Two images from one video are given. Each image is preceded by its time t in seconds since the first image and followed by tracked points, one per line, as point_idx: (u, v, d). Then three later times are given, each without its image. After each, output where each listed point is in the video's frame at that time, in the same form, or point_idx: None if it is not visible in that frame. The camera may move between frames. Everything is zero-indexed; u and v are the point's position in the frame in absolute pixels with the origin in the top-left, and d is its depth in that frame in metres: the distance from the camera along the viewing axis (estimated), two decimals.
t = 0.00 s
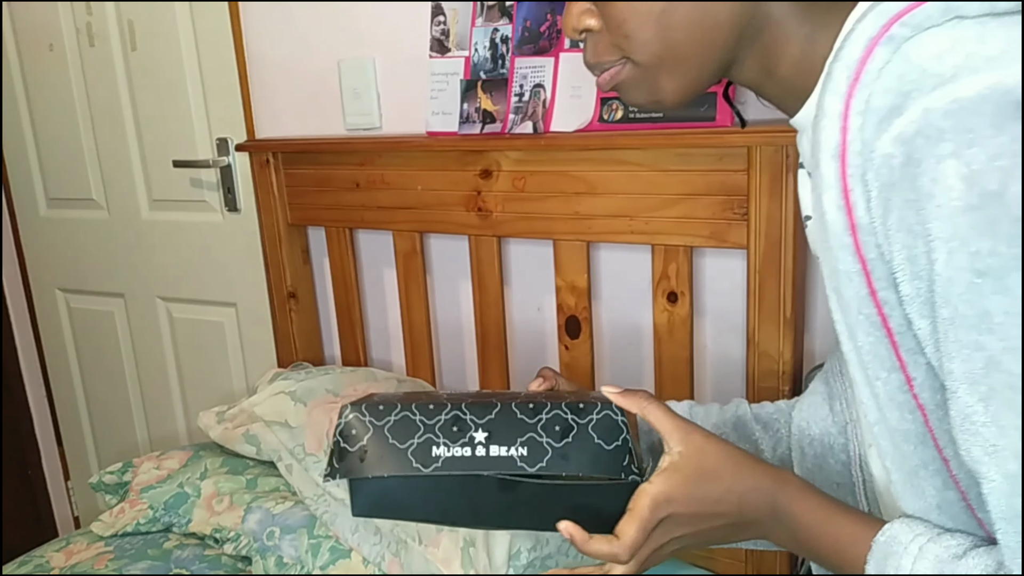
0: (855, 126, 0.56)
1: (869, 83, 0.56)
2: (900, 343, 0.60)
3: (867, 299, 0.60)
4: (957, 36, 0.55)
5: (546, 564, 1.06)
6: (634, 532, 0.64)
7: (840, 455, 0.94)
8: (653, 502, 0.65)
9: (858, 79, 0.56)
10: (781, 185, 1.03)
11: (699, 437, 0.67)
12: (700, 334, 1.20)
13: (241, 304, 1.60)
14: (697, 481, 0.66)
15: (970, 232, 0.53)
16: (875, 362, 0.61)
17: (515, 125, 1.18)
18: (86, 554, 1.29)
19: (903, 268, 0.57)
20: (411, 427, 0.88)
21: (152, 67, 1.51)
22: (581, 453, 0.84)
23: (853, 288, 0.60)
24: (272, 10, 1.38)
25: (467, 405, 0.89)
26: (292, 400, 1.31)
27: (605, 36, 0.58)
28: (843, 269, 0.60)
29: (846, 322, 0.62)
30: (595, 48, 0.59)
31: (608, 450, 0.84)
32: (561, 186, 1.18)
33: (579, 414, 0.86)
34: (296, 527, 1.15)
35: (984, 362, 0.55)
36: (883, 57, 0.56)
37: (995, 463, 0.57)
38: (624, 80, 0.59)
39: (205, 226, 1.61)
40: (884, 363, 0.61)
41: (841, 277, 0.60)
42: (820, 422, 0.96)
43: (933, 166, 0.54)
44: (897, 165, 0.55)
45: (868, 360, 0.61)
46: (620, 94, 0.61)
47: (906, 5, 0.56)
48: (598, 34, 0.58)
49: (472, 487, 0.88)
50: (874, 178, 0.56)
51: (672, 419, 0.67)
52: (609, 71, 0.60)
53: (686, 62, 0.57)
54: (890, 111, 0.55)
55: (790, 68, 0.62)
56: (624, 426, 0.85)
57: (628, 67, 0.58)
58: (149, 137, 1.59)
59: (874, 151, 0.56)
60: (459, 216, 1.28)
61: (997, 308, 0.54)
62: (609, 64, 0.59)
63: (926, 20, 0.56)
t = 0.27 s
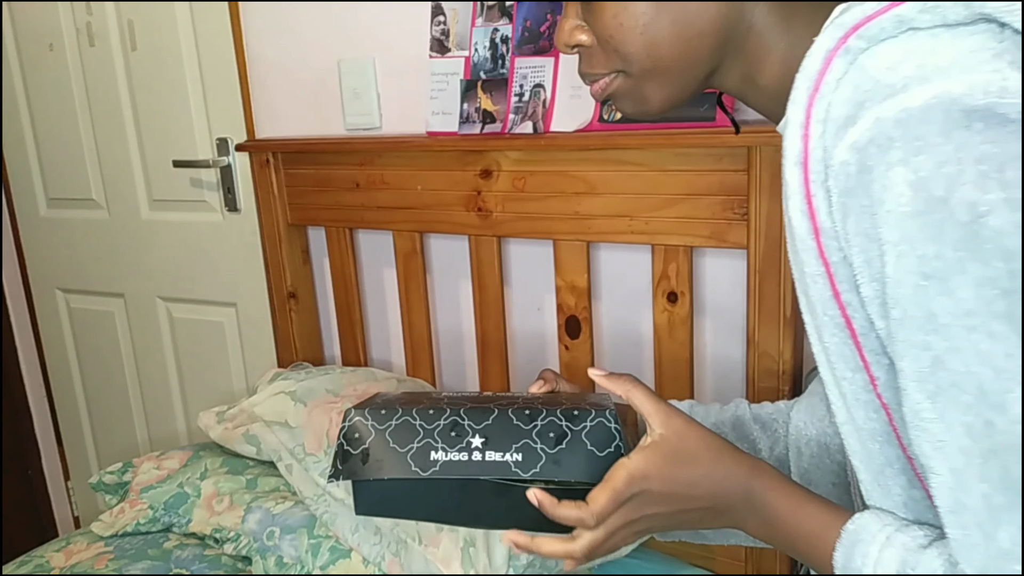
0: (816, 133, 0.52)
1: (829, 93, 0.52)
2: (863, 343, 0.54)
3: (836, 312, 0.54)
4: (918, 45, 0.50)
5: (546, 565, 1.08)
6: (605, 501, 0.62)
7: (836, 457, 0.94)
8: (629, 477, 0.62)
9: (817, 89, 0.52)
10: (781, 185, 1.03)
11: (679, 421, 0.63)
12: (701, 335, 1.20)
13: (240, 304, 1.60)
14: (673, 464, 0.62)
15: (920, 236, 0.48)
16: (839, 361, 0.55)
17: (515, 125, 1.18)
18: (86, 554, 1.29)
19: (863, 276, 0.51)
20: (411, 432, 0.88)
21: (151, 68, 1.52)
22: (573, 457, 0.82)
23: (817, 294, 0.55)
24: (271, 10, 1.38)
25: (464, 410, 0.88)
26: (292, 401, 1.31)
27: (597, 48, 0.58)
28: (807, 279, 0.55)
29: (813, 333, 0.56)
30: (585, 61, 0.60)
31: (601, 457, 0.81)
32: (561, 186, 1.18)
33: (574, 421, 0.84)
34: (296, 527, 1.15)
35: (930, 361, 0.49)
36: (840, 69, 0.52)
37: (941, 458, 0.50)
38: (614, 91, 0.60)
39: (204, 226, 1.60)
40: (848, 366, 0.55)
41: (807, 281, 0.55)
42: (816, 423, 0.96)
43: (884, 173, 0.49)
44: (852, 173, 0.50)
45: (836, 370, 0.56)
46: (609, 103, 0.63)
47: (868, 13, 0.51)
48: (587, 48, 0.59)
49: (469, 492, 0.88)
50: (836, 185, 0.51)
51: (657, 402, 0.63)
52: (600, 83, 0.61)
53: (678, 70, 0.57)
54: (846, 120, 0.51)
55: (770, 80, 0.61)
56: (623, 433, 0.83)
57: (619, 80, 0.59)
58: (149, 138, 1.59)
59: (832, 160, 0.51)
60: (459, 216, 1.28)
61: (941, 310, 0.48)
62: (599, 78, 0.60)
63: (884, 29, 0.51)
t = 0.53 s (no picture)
0: (786, 139, 0.49)
1: (796, 102, 0.48)
2: (839, 343, 0.51)
3: (814, 319, 0.52)
4: (883, 54, 0.46)
5: (546, 564, 1.08)
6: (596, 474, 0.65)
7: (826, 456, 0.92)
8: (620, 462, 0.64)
9: (786, 99, 0.49)
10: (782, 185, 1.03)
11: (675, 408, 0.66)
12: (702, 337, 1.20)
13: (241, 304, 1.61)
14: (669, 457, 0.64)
15: (880, 240, 0.44)
16: (817, 360, 0.53)
17: (515, 125, 1.18)
18: (86, 554, 1.29)
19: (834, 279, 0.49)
20: (410, 429, 0.96)
21: (154, 66, 1.53)
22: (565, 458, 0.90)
23: (794, 295, 0.52)
24: (271, 10, 1.38)
25: (462, 409, 0.96)
26: (292, 400, 1.31)
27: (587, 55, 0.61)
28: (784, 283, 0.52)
29: (795, 337, 0.54)
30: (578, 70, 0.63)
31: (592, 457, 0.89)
32: (561, 186, 1.18)
33: (567, 421, 0.92)
34: (296, 527, 1.15)
35: (890, 363, 0.45)
36: (808, 78, 0.48)
37: (902, 457, 0.46)
38: (606, 98, 0.63)
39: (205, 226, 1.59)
40: (828, 364, 0.53)
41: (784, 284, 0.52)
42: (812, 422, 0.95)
43: (846, 181, 0.45)
44: (818, 181, 0.47)
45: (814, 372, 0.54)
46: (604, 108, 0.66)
47: (831, 23, 0.48)
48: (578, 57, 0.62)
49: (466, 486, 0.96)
50: (804, 190, 0.48)
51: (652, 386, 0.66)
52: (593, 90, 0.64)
53: (669, 76, 0.59)
54: (812, 128, 0.47)
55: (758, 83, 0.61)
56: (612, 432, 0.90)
57: (610, 88, 0.62)
58: (150, 138, 1.59)
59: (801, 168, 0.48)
60: (459, 216, 1.28)
61: (899, 314, 0.45)
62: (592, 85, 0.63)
63: (848, 38, 0.47)
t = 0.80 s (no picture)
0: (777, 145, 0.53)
1: (786, 105, 0.53)
2: (832, 343, 0.55)
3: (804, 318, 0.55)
4: (872, 56, 0.51)
5: (546, 564, 1.08)
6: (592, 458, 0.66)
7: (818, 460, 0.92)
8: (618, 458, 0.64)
9: (777, 101, 0.53)
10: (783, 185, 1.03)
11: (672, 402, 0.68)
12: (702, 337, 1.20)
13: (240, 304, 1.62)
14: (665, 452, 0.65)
15: (857, 246, 0.48)
16: (812, 357, 0.56)
17: (516, 125, 1.18)
18: (86, 554, 1.29)
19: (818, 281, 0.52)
20: (402, 436, 0.95)
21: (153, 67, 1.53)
22: (557, 466, 0.91)
23: (787, 297, 0.55)
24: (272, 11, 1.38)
25: (455, 416, 0.96)
26: (293, 401, 1.31)
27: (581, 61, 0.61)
28: (777, 287, 0.55)
29: (787, 336, 0.57)
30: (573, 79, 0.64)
31: (584, 466, 0.91)
32: (561, 186, 1.18)
33: (559, 429, 0.92)
34: (296, 527, 1.15)
35: (863, 366, 0.48)
36: (797, 82, 0.53)
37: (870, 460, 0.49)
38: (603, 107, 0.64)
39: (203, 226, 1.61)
40: (822, 363, 0.56)
41: (775, 287, 0.55)
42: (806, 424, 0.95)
43: (829, 185, 0.49)
44: (806, 184, 0.50)
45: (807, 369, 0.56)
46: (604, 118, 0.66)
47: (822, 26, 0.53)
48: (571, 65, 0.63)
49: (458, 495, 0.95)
50: (794, 195, 0.52)
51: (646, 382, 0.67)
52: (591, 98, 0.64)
53: (666, 79, 0.60)
54: (800, 133, 0.51)
55: (752, 89, 0.62)
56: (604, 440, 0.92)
57: (606, 95, 0.62)
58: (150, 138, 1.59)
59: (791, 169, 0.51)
60: (459, 216, 1.28)
61: (874, 319, 0.48)
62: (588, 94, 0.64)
63: (836, 42, 0.52)
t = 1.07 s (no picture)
0: (772, 148, 0.55)
1: (782, 108, 0.54)
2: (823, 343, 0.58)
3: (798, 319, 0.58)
4: (866, 57, 0.52)
5: (546, 564, 1.08)
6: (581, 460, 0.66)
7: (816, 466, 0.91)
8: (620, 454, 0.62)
9: (771, 105, 0.55)
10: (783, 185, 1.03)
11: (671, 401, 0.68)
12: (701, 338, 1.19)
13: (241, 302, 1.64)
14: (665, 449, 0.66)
15: (851, 249, 0.49)
16: (807, 359, 0.59)
17: (516, 125, 1.18)
18: (86, 554, 1.29)
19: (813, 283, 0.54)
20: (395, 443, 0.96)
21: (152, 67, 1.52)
22: (551, 474, 0.92)
23: (782, 298, 0.58)
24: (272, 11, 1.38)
25: (449, 421, 0.96)
26: (293, 401, 1.31)
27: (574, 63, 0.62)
28: (773, 290, 0.58)
29: (782, 335, 0.60)
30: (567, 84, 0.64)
31: (581, 472, 0.92)
32: (561, 186, 1.18)
33: (555, 435, 0.93)
34: (296, 527, 1.15)
35: (859, 370, 0.50)
36: (792, 85, 0.54)
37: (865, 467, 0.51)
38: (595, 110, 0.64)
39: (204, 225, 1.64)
40: (816, 365, 0.59)
41: (772, 289, 0.58)
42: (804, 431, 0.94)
43: (824, 189, 0.51)
44: (801, 187, 0.52)
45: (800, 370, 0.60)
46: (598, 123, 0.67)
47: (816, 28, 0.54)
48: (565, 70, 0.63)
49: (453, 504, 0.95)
50: (789, 198, 0.54)
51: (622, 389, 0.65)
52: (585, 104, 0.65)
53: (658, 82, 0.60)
54: (796, 136, 0.53)
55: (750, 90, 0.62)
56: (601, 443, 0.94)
57: (598, 98, 0.63)
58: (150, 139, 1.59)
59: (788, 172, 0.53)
60: (459, 216, 1.28)
61: (868, 323, 0.49)
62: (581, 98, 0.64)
63: (830, 45, 0.53)
